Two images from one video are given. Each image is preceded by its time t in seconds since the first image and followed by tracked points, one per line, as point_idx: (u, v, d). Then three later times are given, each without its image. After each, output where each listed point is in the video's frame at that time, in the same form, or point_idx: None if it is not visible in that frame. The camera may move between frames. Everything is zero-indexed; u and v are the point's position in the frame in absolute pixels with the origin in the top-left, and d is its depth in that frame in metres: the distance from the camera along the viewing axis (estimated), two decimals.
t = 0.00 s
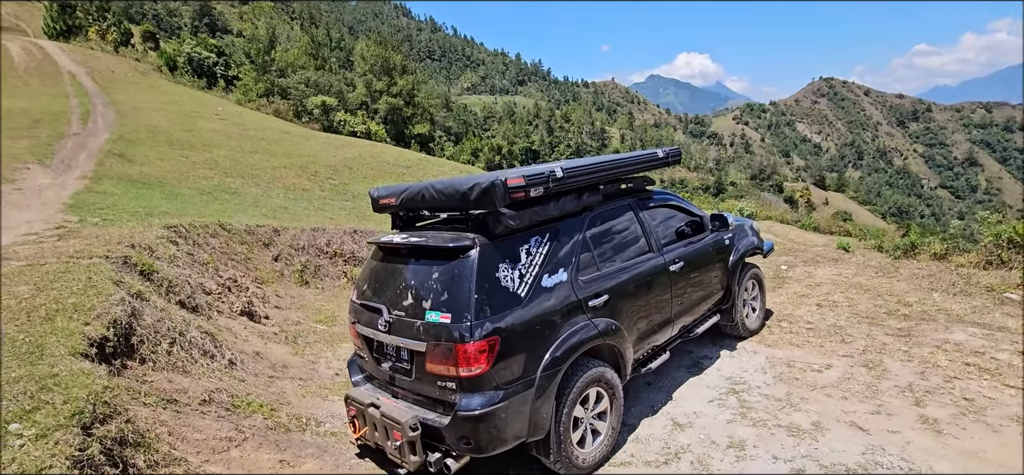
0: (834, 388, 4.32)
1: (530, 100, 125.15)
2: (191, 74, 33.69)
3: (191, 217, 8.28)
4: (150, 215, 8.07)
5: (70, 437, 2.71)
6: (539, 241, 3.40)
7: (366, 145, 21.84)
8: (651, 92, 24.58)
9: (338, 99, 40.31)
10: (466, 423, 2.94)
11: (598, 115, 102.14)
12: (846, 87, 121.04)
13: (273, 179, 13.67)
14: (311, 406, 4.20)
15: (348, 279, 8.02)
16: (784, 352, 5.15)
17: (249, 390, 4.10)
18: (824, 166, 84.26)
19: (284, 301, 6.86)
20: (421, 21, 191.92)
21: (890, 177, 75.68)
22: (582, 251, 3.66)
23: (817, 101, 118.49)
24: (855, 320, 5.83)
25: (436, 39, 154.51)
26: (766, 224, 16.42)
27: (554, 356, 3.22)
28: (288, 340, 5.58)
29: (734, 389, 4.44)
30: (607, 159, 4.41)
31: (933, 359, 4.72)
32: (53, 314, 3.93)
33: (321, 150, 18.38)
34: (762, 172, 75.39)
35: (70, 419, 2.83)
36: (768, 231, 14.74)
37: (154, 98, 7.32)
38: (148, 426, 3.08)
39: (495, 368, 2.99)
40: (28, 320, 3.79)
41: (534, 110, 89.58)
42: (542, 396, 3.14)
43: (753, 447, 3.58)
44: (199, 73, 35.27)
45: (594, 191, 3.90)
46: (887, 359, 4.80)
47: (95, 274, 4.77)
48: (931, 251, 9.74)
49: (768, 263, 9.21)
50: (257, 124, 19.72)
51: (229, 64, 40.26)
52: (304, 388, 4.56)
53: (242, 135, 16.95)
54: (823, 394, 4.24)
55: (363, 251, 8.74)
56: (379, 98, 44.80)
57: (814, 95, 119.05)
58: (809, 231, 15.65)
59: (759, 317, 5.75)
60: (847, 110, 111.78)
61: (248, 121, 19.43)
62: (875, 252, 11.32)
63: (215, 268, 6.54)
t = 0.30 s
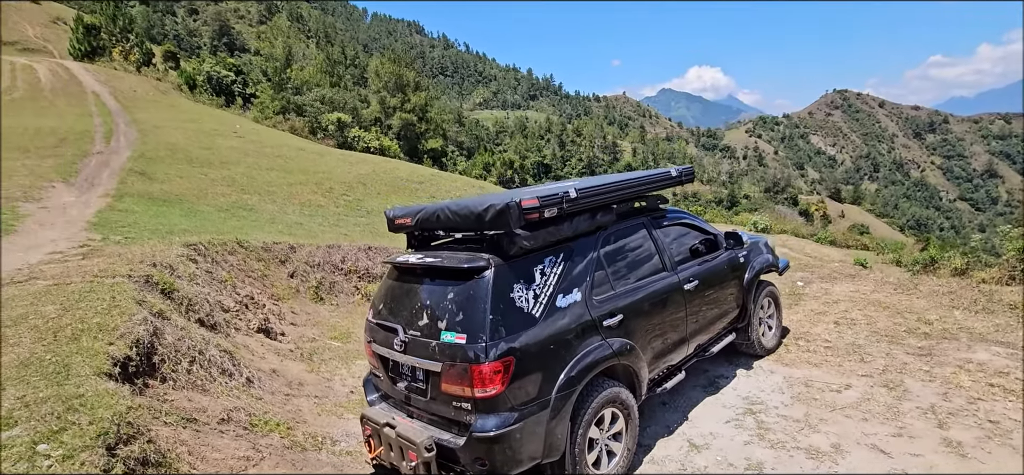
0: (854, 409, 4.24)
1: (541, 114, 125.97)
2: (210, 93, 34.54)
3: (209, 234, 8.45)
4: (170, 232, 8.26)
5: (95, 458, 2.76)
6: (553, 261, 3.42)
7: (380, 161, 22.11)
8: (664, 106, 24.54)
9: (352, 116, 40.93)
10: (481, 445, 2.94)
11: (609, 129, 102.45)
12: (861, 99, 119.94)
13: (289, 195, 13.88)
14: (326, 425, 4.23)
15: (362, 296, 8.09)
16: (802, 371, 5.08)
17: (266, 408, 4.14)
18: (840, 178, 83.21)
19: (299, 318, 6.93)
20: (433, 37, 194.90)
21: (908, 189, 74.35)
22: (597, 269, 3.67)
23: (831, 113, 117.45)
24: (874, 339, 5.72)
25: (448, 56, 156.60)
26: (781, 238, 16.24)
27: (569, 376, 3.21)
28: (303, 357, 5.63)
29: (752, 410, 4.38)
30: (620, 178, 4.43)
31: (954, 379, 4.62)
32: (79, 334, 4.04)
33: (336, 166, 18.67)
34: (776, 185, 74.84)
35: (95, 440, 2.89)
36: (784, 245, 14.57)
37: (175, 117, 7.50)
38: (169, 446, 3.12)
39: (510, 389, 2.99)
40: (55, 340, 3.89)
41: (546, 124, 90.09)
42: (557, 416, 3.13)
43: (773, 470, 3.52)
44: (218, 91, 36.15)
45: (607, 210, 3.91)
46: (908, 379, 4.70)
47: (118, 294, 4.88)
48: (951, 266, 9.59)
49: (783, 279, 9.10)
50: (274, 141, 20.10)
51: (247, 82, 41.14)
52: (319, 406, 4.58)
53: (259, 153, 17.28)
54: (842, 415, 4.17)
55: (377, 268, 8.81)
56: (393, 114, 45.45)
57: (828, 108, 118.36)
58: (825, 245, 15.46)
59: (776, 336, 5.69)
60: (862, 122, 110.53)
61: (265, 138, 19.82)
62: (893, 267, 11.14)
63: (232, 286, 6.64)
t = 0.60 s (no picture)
0: (875, 434, 4.16)
1: (553, 131, 126.77)
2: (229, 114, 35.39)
3: (227, 254, 8.60)
4: (189, 252, 8.45)
5: None
6: (567, 284, 3.43)
7: (393, 180, 22.38)
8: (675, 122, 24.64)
9: (366, 134, 41.55)
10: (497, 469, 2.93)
11: (620, 145, 102.68)
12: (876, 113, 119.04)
13: (305, 214, 14.08)
14: (341, 447, 4.24)
15: (376, 315, 8.15)
16: (821, 393, 5.00)
17: (282, 429, 4.17)
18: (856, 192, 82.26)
19: (314, 338, 6.97)
20: (446, 57, 197.94)
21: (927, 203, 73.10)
22: (610, 290, 3.67)
23: (845, 128, 116.52)
24: (894, 360, 5.62)
25: (460, 75, 158.81)
26: (797, 254, 16.07)
27: (584, 400, 3.20)
28: (318, 377, 5.67)
29: (770, 433, 4.31)
30: (633, 199, 4.45)
31: (979, 403, 4.51)
32: (102, 357, 4.13)
33: (350, 185, 18.95)
34: (790, 200, 74.19)
35: (119, 465, 2.94)
36: (800, 262, 14.39)
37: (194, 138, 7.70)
38: (189, 469, 3.16)
39: (525, 412, 2.98)
40: (80, 363, 3.99)
41: (558, 141, 90.55)
42: (572, 440, 3.12)
43: None
44: (237, 112, 37.02)
45: (621, 232, 3.92)
46: (930, 402, 4.60)
47: (141, 316, 4.98)
48: (973, 283, 9.40)
49: (800, 298, 8.99)
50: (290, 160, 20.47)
51: (264, 102, 41.96)
52: (333, 427, 4.61)
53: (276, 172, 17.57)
54: (863, 440, 4.09)
55: (391, 287, 8.88)
56: (406, 132, 46.06)
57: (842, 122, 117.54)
58: (842, 261, 15.25)
59: (793, 356, 5.62)
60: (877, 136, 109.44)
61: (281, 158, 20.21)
62: (913, 284, 10.94)
63: (249, 306, 6.73)
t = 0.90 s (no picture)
0: (897, 460, 4.06)
1: (564, 149, 127.39)
2: (246, 136, 36.16)
3: (244, 275, 8.75)
4: (207, 273, 8.61)
5: None
6: (580, 307, 3.44)
7: (406, 199, 22.61)
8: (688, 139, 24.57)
9: (379, 154, 42.15)
10: None
11: (631, 162, 102.81)
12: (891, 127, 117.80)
13: (319, 234, 14.24)
14: (354, 470, 4.23)
15: (389, 336, 8.18)
16: (840, 417, 4.90)
17: (296, 453, 4.19)
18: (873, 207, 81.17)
19: (328, 359, 7.01)
20: (458, 77, 200.82)
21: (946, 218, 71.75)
22: (623, 312, 3.67)
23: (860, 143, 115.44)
24: (916, 383, 5.50)
25: (472, 95, 160.79)
26: (814, 272, 15.84)
27: (598, 424, 3.19)
28: (332, 398, 5.68)
29: (789, 459, 4.23)
30: (646, 221, 4.46)
31: (1006, 428, 4.39)
32: (123, 381, 4.20)
33: (363, 204, 19.19)
34: (805, 216, 73.43)
35: None
36: (817, 280, 14.19)
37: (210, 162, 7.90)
38: None
39: (539, 437, 2.97)
40: (104, 386, 4.09)
41: (569, 158, 90.88)
42: (586, 466, 3.09)
43: None
44: (253, 134, 37.81)
45: (633, 254, 3.93)
46: (954, 428, 4.50)
47: (160, 339, 5.05)
48: (997, 302, 9.18)
49: (817, 318, 8.86)
50: (306, 181, 20.82)
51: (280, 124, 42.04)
52: (347, 449, 4.60)
53: (291, 193, 17.90)
54: (885, 466, 3.99)
55: (404, 307, 8.91)
56: (419, 151, 46.58)
57: (856, 136, 116.58)
58: (860, 279, 15.00)
59: (811, 379, 5.52)
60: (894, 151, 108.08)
61: (297, 179, 20.54)
62: (933, 302, 10.72)
63: (265, 327, 6.80)
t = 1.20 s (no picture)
0: None
1: (575, 166, 127.83)
2: (261, 157, 36.80)
3: (258, 295, 8.85)
4: (223, 294, 8.72)
5: None
6: (592, 329, 3.42)
7: (417, 218, 22.77)
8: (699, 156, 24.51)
9: (391, 174, 42.59)
10: None
11: (642, 179, 102.79)
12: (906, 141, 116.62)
13: (332, 253, 14.37)
14: None
15: (401, 355, 8.18)
16: (860, 441, 4.79)
17: None
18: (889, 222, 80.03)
19: (340, 379, 7.01)
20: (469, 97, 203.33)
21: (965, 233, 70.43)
22: (636, 334, 3.65)
23: (873, 158, 114.30)
24: (938, 406, 5.37)
25: (483, 114, 162.35)
26: (829, 289, 15.61)
27: (612, 447, 3.15)
28: (344, 419, 5.69)
29: None
30: (658, 241, 4.46)
31: None
32: (140, 403, 4.25)
33: (376, 224, 19.33)
34: (819, 232, 72.64)
35: None
36: (833, 298, 13.97)
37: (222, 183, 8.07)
38: None
39: (553, 460, 2.95)
40: (121, 409, 4.14)
41: (580, 176, 91.03)
42: None
43: None
44: (268, 155, 38.46)
45: (645, 275, 3.91)
46: (979, 452, 4.38)
47: (177, 361, 5.12)
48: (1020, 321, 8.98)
49: (834, 338, 8.71)
50: (319, 200, 21.09)
51: (294, 144, 43.09)
52: (359, 471, 4.56)
53: (304, 212, 18.13)
54: None
55: (416, 327, 8.92)
56: (430, 170, 46.95)
57: (869, 151, 115.61)
58: (878, 297, 14.76)
59: (828, 401, 5.42)
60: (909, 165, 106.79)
61: (310, 199, 20.83)
62: (954, 320, 10.49)
63: (278, 348, 6.85)
